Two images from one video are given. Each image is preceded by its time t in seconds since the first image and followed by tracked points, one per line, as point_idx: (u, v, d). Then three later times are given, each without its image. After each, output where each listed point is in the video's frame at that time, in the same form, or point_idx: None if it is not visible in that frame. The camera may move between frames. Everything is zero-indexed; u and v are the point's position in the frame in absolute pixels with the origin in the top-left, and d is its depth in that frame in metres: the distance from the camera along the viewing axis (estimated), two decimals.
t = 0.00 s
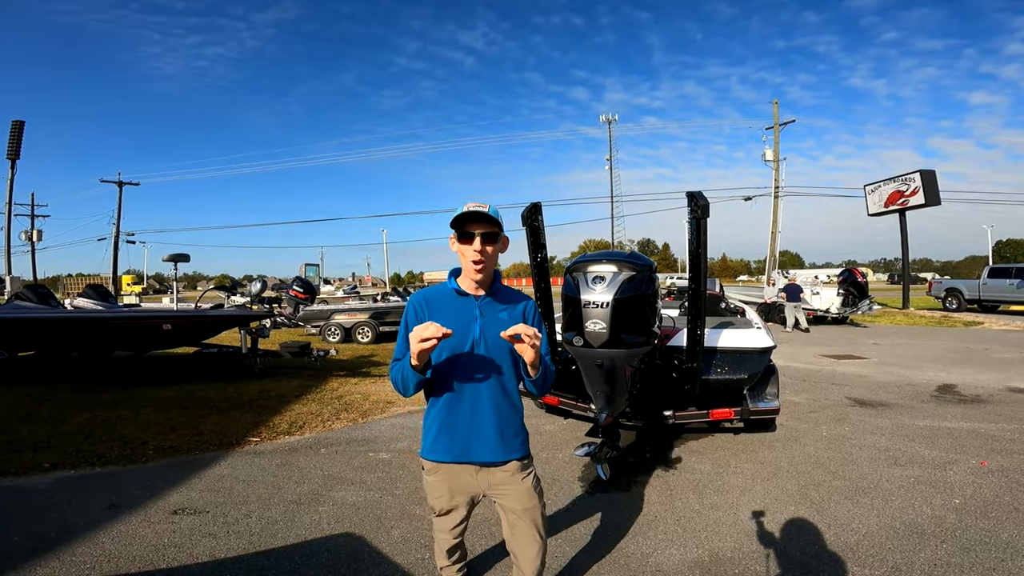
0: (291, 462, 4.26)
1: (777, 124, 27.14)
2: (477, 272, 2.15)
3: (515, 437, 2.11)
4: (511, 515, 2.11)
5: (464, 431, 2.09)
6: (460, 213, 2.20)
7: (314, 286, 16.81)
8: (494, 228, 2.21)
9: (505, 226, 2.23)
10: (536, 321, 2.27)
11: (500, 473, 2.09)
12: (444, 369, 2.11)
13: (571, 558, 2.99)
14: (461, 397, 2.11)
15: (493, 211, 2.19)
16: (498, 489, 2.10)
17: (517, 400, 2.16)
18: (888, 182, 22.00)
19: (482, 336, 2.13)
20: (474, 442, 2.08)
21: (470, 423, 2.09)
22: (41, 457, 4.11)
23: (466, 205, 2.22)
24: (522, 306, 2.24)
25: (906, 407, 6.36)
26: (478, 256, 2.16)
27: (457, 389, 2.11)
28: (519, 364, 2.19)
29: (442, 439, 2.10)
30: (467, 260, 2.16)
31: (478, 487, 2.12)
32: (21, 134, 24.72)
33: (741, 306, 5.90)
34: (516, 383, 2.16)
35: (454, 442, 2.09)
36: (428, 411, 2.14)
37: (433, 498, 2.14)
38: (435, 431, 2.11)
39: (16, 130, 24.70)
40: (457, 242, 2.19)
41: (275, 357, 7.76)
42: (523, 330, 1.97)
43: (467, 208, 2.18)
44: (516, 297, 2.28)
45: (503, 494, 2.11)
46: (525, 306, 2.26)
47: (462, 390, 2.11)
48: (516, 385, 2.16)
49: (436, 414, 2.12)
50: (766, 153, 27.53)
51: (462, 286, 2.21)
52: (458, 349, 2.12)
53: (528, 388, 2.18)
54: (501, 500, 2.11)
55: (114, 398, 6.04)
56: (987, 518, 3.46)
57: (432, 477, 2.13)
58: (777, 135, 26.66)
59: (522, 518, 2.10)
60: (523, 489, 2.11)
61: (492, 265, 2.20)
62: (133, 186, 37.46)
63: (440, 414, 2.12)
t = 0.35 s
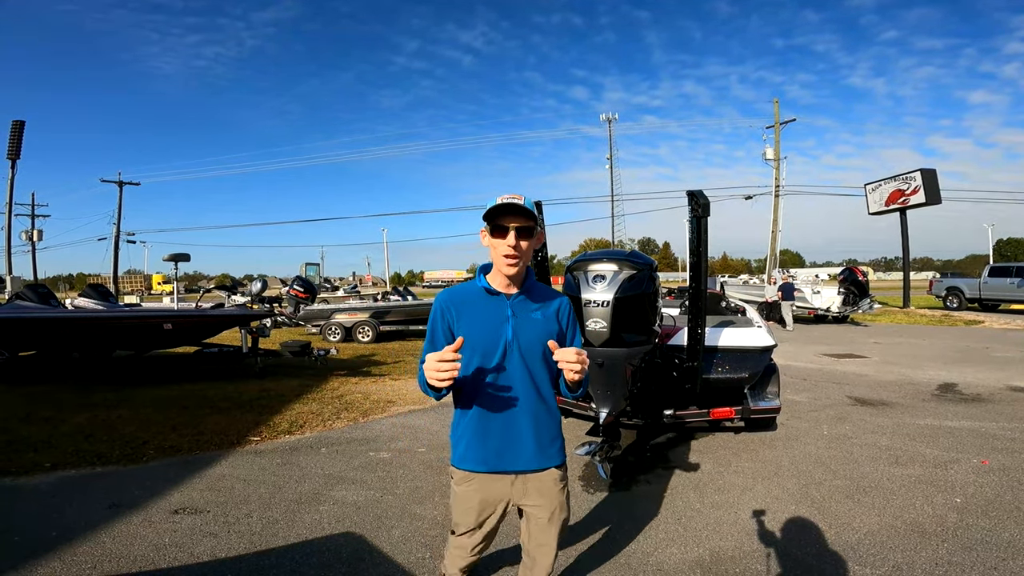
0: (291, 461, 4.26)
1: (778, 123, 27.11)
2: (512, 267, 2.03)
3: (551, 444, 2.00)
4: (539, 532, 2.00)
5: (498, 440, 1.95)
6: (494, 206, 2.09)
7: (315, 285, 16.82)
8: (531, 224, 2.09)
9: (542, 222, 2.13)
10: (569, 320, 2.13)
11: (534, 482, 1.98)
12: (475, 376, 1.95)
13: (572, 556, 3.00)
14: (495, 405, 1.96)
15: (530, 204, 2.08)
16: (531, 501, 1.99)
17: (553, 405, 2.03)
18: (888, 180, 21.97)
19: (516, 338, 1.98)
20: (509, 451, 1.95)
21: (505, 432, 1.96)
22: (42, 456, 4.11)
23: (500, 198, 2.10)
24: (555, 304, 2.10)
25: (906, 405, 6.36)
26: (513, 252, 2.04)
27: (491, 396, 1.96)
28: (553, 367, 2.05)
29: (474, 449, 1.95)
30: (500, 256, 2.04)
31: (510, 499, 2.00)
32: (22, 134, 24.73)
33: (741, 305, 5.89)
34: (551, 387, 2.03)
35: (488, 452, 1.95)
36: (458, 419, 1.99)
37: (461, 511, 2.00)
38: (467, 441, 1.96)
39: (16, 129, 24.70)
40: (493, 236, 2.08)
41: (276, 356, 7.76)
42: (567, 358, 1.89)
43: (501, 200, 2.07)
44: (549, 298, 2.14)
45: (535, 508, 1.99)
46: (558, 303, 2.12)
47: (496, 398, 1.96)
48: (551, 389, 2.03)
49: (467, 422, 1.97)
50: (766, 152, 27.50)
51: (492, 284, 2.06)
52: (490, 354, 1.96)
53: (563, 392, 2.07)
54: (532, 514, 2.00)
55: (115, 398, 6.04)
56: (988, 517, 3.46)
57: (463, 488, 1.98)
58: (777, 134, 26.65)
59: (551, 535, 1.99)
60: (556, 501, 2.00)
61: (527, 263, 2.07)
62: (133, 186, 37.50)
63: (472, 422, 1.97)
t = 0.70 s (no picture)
0: (290, 461, 4.26)
1: (776, 122, 27.11)
2: (520, 262, 1.93)
3: (566, 446, 1.94)
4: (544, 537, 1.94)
5: (514, 444, 1.86)
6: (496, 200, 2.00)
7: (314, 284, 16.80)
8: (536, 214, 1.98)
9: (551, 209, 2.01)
10: (585, 320, 2.06)
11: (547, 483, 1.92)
12: (490, 377, 1.86)
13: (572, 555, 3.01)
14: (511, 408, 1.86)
15: (534, 193, 1.97)
16: (541, 503, 1.92)
17: (569, 407, 1.96)
18: (887, 179, 21.99)
19: (535, 339, 1.88)
20: (525, 456, 1.86)
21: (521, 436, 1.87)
22: (40, 456, 4.11)
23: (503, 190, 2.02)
24: (572, 301, 2.02)
25: (905, 404, 6.37)
26: (517, 245, 1.94)
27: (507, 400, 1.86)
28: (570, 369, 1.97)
29: (488, 453, 1.85)
30: (506, 251, 1.96)
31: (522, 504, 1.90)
32: (19, 134, 24.66)
33: (740, 303, 5.91)
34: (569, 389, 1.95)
35: (503, 457, 1.85)
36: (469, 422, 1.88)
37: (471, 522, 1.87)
38: (479, 446, 1.86)
39: (13, 128, 24.62)
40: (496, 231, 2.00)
41: (274, 355, 7.76)
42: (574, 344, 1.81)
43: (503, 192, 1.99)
44: (565, 293, 2.05)
45: (545, 510, 1.93)
46: (575, 301, 2.06)
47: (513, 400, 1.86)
48: (569, 391, 1.95)
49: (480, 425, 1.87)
50: (765, 151, 27.51)
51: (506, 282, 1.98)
52: (508, 355, 1.86)
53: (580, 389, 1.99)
54: (540, 517, 1.93)
55: (113, 397, 6.03)
56: (986, 515, 3.46)
57: (476, 495, 1.86)
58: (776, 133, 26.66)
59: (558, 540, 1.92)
60: (567, 502, 1.95)
61: (537, 256, 1.96)
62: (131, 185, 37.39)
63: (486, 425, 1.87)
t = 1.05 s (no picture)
0: (290, 461, 4.26)
1: (778, 125, 27.11)
2: (516, 271, 1.78)
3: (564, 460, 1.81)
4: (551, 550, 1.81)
5: (517, 463, 1.68)
6: (495, 200, 1.85)
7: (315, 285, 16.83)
8: (536, 218, 1.84)
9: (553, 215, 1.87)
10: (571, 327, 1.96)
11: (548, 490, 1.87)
12: (488, 391, 1.67)
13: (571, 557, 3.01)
14: (512, 424, 1.68)
15: (537, 196, 1.83)
16: (551, 519, 1.76)
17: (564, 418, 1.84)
18: (889, 183, 21.97)
19: (533, 347, 1.74)
20: (529, 475, 1.69)
21: (524, 453, 1.70)
22: (41, 454, 4.12)
23: (504, 188, 1.86)
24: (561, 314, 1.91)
25: (906, 408, 6.35)
26: (513, 251, 1.79)
27: (508, 415, 1.68)
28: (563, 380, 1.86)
29: (491, 476, 1.65)
30: (501, 256, 1.81)
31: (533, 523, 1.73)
32: (23, 134, 24.71)
33: (740, 307, 5.91)
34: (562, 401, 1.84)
35: (507, 479, 1.66)
36: (464, 443, 1.67)
37: (483, 554, 1.66)
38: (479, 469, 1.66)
39: (18, 128, 24.72)
40: (493, 233, 1.84)
41: (275, 355, 7.77)
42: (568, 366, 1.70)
43: (504, 191, 1.84)
44: (555, 309, 1.92)
45: (555, 524, 1.78)
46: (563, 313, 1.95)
47: (514, 415, 1.69)
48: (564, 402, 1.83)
49: (479, 446, 1.66)
50: (767, 154, 27.52)
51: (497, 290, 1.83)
52: (507, 365, 1.69)
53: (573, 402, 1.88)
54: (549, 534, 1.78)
55: (115, 396, 6.05)
56: (985, 519, 3.46)
57: (489, 524, 1.66)
58: (778, 136, 26.67)
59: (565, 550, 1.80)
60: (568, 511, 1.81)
61: (532, 265, 1.81)
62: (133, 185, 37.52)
63: (483, 447, 1.67)
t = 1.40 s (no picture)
0: (293, 460, 4.28)
1: (782, 125, 27.07)
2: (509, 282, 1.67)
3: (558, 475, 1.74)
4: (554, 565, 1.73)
5: (516, 482, 1.58)
6: (490, 203, 1.70)
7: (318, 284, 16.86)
8: (533, 225, 1.71)
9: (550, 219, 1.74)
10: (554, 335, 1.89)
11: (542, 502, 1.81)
12: (483, 408, 1.55)
13: (572, 558, 3.01)
14: (508, 441, 1.58)
15: (534, 201, 1.70)
16: (553, 532, 1.69)
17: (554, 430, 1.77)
18: (893, 183, 21.90)
19: (526, 358, 1.64)
20: (528, 492, 1.60)
21: (521, 470, 1.59)
22: (46, 453, 4.14)
23: (498, 190, 1.71)
24: (546, 322, 1.83)
25: (910, 409, 6.34)
26: (510, 262, 1.67)
27: (504, 432, 1.57)
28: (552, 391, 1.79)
29: (490, 499, 1.54)
30: (495, 266, 1.68)
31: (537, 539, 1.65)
32: (28, 134, 24.82)
33: (743, 307, 5.90)
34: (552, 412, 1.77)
35: (507, 499, 1.55)
36: (458, 465, 1.55)
37: None
38: (477, 493, 1.54)
39: (23, 128, 24.85)
40: (486, 240, 1.70)
41: (279, 355, 7.79)
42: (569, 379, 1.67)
43: (500, 195, 1.69)
44: (542, 318, 1.83)
45: (557, 537, 1.70)
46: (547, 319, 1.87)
47: (510, 433, 1.58)
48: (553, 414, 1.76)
49: (474, 466, 1.54)
50: (771, 154, 27.46)
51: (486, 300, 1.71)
52: (501, 379, 1.58)
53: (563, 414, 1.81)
54: (552, 547, 1.70)
55: (119, 395, 6.07)
56: (988, 520, 3.45)
57: (494, 548, 1.56)
58: (782, 136, 26.61)
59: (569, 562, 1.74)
60: (569, 521, 1.75)
61: (526, 276, 1.70)
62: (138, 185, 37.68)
63: (481, 468, 1.54)
